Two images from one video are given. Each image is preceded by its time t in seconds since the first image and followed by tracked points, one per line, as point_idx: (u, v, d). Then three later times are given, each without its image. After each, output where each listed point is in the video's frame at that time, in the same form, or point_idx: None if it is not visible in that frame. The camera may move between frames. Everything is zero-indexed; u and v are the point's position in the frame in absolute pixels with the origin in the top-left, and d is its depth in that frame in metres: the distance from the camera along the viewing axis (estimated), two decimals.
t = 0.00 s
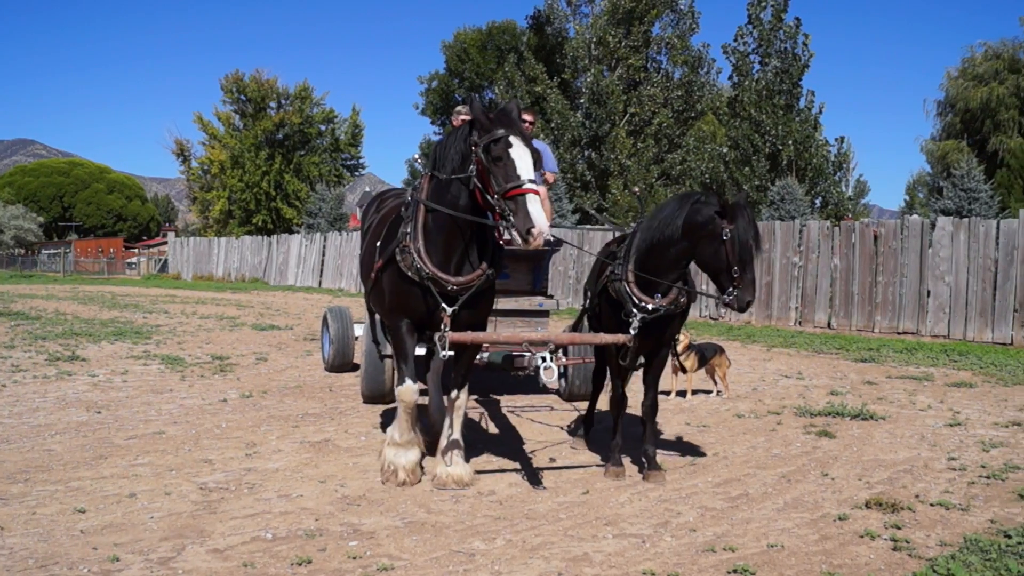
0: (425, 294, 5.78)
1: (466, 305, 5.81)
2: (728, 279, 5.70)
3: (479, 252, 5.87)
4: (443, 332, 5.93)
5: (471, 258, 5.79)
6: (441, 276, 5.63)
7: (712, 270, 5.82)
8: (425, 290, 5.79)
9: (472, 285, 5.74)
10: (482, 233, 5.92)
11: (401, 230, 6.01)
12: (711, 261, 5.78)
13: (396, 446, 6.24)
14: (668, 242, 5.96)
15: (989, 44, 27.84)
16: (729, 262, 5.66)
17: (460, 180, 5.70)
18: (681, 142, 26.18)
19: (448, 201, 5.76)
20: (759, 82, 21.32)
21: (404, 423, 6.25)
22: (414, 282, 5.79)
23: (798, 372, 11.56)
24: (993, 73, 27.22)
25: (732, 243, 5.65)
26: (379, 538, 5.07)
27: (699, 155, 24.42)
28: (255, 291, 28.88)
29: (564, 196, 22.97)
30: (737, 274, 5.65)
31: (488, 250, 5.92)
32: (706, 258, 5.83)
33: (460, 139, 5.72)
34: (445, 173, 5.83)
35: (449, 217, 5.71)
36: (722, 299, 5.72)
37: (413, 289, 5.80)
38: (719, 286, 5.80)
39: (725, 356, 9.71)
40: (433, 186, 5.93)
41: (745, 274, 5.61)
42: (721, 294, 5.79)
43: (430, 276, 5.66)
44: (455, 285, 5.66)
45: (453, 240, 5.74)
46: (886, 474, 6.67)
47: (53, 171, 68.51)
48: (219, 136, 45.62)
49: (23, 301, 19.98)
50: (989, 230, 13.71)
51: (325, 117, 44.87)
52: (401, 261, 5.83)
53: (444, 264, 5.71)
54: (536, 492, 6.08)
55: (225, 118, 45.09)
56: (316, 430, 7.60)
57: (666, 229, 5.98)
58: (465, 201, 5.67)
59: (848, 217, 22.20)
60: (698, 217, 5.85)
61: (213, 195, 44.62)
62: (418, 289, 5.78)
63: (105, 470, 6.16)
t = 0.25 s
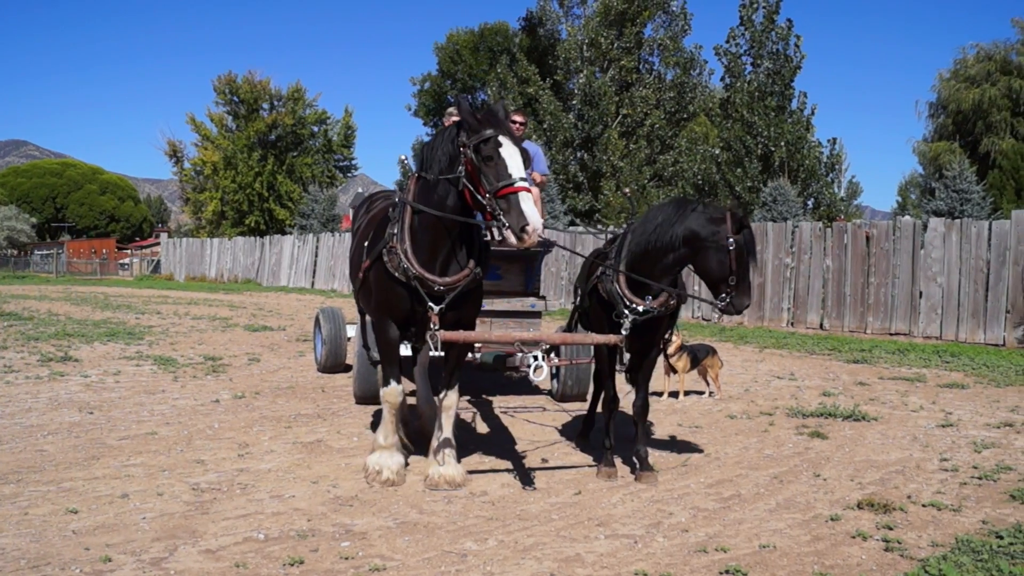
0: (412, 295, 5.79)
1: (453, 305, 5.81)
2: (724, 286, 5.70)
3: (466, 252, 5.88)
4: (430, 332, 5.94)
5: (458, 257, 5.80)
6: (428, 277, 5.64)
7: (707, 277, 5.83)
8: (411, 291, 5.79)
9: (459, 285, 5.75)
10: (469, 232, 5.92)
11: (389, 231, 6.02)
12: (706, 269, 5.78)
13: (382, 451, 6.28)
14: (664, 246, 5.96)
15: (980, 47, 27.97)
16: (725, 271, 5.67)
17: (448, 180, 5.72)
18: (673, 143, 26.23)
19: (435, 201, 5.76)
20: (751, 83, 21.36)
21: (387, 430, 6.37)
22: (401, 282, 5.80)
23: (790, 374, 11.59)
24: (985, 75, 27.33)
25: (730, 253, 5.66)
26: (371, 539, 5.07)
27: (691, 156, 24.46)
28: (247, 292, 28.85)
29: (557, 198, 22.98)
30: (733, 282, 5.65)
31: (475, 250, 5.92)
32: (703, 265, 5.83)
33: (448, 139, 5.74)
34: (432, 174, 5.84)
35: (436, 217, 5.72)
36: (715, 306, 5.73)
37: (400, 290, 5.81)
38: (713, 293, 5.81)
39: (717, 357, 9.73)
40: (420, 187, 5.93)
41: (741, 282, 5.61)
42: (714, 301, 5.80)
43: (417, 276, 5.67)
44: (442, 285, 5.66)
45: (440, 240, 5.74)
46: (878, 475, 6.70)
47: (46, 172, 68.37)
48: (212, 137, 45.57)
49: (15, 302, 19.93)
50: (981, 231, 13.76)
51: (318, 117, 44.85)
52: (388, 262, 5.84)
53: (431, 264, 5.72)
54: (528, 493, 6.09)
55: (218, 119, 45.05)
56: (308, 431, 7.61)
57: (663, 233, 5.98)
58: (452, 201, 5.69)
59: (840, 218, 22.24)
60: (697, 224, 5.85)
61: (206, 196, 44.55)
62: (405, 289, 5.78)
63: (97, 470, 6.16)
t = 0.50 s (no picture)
0: (404, 294, 5.80)
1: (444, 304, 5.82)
2: (719, 285, 5.75)
3: (457, 251, 5.90)
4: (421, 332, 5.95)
5: (449, 256, 5.82)
6: (419, 275, 5.67)
7: (700, 276, 5.87)
8: (403, 290, 5.80)
9: (450, 283, 5.76)
10: (460, 230, 5.95)
11: (379, 231, 6.04)
12: (701, 266, 5.83)
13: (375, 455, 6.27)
14: (658, 246, 6.01)
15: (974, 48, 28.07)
16: (721, 268, 5.71)
17: (438, 178, 5.75)
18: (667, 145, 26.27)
19: (426, 201, 5.80)
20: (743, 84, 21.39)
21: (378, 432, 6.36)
22: (392, 281, 5.81)
23: (783, 375, 11.62)
24: (979, 76, 27.43)
25: (725, 251, 5.71)
26: (365, 540, 5.09)
27: (684, 158, 24.51)
28: (241, 293, 28.83)
29: (550, 199, 23.02)
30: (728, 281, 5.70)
31: (466, 249, 5.94)
32: (696, 264, 5.87)
33: (437, 138, 5.78)
34: (422, 173, 5.88)
35: (427, 215, 5.75)
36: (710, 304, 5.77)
37: (391, 289, 5.83)
38: (707, 292, 5.85)
39: (710, 359, 9.76)
40: (410, 187, 5.96)
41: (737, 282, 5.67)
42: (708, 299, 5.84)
43: (409, 275, 5.69)
44: (433, 283, 5.68)
45: (431, 240, 5.77)
46: (871, 477, 6.73)
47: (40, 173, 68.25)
48: (205, 138, 45.53)
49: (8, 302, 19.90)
50: (975, 233, 13.82)
51: (312, 119, 44.82)
52: (379, 261, 5.86)
53: (422, 263, 5.74)
54: (521, 495, 6.11)
55: (212, 120, 45.02)
56: (302, 432, 7.62)
57: (657, 233, 6.02)
58: (442, 199, 5.72)
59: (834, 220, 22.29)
60: (691, 224, 5.90)
61: (199, 197, 44.53)
62: (396, 289, 5.80)
63: (92, 470, 6.17)
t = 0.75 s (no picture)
0: (404, 297, 5.79)
1: (443, 309, 5.80)
2: (714, 288, 5.76)
3: (457, 254, 5.89)
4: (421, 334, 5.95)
5: (451, 261, 5.83)
6: (419, 278, 5.66)
7: (696, 278, 5.89)
8: (404, 293, 5.80)
9: (450, 286, 5.76)
10: (461, 234, 5.95)
11: (378, 232, 6.01)
12: (696, 269, 5.84)
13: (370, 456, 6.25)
14: (655, 247, 6.01)
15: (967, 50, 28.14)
16: (714, 272, 5.73)
17: (441, 184, 5.73)
18: (660, 146, 26.29)
19: (428, 206, 5.77)
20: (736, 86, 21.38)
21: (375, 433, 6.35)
22: (392, 284, 5.80)
23: (776, 376, 11.64)
24: (972, 78, 27.50)
25: (719, 254, 5.71)
26: (359, 540, 5.09)
27: (677, 159, 24.52)
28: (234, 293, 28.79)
29: (543, 200, 23.02)
30: (723, 285, 5.71)
31: (466, 251, 5.94)
32: (693, 266, 5.88)
33: (440, 143, 5.78)
34: (424, 178, 5.85)
35: (430, 221, 5.74)
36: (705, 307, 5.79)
37: (391, 292, 5.81)
38: (702, 294, 5.87)
39: (703, 360, 9.76)
40: (411, 191, 5.94)
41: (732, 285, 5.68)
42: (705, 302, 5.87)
43: (409, 278, 5.68)
44: (433, 286, 5.68)
45: (432, 245, 5.77)
46: (865, 479, 6.74)
47: (33, 174, 68.11)
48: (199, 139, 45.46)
49: (0, 302, 19.85)
50: (968, 235, 13.85)
51: (305, 120, 44.78)
52: (379, 263, 5.84)
53: (423, 267, 5.75)
54: (516, 496, 6.11)
55: (205, 121, 44.95)
56: (295, 433, 7.61)
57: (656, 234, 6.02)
58: (445, 204, 5.71)
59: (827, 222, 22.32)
60: (689, 225, 5.89)
61: (192, 198, 44.47)
62: (396, 291, 5.79)
63: (86, 471, 6.16)
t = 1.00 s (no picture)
0: (414, 303, 5.80)
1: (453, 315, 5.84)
2: (726, 298, 5.98)
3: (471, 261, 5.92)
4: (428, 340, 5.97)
5: (465, 268, 5.87)
6: (432, 283, 5.68)
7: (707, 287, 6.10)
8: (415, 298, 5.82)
9: (462, 293, 5.78)
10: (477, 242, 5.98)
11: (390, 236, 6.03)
12: (710, 277, 6.04)
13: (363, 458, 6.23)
14: (667, 256, 6.13)
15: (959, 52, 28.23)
16: (730, 282, 5.96)
17: (464, 194, 5.75)
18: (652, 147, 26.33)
19: (450, 215, 5.80)
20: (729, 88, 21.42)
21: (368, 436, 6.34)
22: (404, 289, 5.81)
23: (769, 378, 11.66)
24: (964, 80, 27.59)
25: (735, 265, 5.94)
26: (353, 541, 5.09)
27: (670, 161, 24.56)
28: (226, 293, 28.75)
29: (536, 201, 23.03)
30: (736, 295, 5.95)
31: (480, 258, 5.96)
32: (707, 274, 6.07)
33: (466, 153, 5.78)
34: (448, 187, 5.87)
35: (452, 230, 5.78)
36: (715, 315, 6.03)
37: (402, 297, 5.82)
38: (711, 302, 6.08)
39: (696, 361, 9.76)
40: (429, 197, 5.97)
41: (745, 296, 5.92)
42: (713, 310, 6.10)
43: (422, 283, 5.70)
44: (445, 293, 5.70)
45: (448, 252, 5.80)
46: (858, 480, 6.76)
47: (24, 174, 67.96)
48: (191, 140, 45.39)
49: None
50: (960, 237, 13.89)
51: (297, 121, 44.73)
52: (391, 267, 5.84)
53: (436, 273, 5.77)
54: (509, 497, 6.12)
55: (197, 122, 44.89)
56: (289, 433, 7.60)
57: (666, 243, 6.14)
58: (467, 215, 5.73)
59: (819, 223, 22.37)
60: (704, 236, 6.07)
61: (185, 199, 44.40)
62: (407, 295, 5.82)
63: (80, 471, 6.15)
